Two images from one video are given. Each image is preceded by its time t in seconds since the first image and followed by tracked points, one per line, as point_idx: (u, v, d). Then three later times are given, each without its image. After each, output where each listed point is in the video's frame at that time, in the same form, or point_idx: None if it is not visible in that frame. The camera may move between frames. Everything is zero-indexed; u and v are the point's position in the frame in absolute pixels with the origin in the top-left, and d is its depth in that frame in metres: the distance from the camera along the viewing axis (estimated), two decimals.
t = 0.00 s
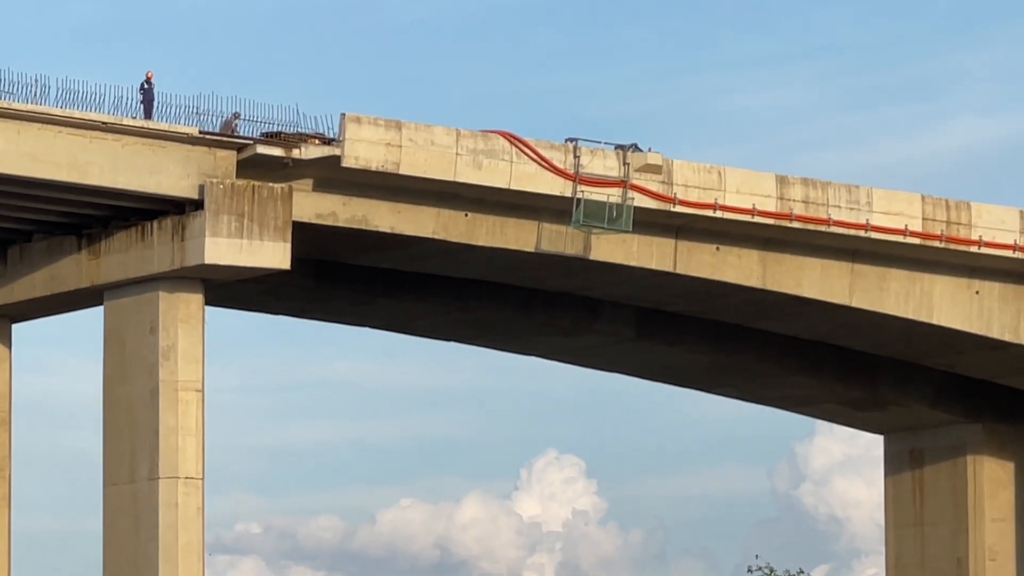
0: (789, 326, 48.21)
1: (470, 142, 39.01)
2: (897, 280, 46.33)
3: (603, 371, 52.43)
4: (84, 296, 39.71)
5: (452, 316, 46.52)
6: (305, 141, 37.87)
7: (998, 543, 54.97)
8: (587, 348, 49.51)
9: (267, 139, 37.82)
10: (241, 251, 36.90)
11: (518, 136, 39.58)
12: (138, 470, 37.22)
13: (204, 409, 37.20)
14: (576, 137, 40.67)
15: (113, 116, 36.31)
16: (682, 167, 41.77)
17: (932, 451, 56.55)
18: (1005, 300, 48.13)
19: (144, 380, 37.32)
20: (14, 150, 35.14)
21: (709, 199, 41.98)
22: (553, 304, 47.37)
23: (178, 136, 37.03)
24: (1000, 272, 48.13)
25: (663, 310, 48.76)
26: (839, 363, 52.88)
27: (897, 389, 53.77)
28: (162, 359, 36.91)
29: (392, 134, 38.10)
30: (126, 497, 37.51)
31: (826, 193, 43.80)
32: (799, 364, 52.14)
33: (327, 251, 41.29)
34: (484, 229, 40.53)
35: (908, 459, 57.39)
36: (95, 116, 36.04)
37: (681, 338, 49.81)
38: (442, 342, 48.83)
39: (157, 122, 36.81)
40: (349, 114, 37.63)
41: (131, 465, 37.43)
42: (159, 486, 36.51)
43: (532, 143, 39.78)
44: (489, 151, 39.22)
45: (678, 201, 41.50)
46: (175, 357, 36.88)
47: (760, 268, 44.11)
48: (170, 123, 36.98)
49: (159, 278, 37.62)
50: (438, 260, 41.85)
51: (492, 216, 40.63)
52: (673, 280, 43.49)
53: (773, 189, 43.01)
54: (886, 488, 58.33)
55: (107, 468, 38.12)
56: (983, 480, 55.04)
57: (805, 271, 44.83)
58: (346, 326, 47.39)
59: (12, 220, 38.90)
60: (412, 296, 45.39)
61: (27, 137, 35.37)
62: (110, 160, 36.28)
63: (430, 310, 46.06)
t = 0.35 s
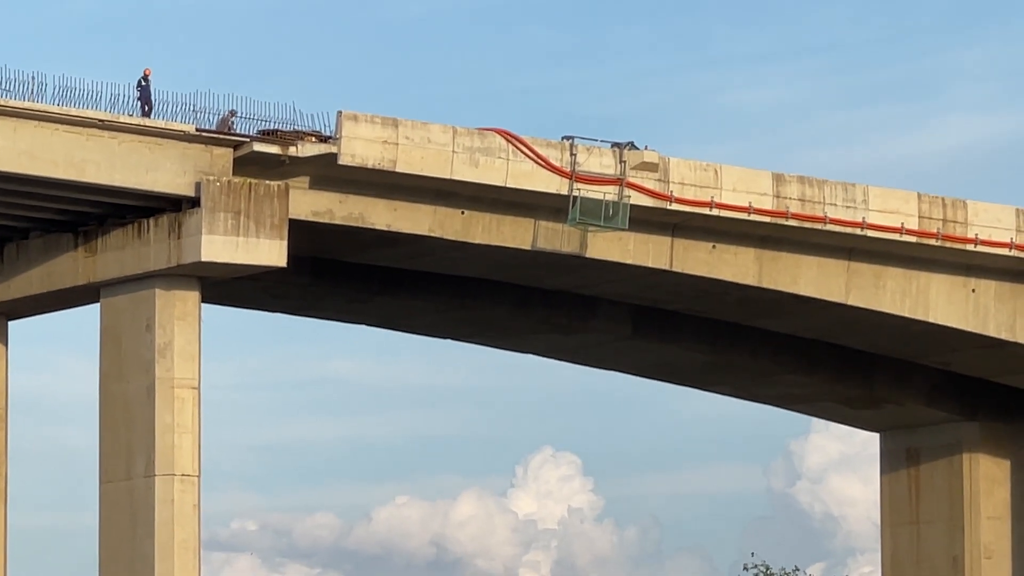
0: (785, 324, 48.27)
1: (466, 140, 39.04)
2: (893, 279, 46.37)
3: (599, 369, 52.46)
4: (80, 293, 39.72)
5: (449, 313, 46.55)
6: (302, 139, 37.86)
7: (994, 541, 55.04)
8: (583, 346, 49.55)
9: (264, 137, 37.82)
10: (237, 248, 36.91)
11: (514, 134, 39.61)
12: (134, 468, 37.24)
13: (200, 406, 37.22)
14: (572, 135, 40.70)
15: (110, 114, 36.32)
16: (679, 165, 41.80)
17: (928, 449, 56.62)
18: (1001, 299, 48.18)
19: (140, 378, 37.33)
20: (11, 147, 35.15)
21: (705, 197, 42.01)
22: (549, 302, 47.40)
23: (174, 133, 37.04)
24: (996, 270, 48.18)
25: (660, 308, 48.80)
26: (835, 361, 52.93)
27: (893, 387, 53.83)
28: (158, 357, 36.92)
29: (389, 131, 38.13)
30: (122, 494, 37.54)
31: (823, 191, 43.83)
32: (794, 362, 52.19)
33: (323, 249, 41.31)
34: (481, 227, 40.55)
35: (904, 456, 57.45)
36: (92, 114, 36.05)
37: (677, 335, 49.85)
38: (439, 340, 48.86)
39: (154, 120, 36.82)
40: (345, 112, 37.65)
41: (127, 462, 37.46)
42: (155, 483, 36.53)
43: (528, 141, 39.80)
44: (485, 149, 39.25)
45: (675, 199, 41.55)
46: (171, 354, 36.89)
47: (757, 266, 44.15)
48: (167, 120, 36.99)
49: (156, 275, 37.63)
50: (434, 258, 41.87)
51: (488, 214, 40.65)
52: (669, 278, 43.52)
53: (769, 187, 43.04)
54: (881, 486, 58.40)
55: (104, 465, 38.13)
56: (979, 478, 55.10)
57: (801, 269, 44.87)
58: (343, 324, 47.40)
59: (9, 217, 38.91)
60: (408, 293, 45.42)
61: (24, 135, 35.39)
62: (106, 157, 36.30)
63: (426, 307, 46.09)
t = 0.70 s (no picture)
0: (786, 322, 48.28)
1: (467, 138, 39.03)
2: (894, 277, 46.36)
3: (599, 367, 52.47)
4: (80, 291, 39.74)
5: (449, 311, 46.56)
6: (303, 137, 37.83)
7: (994, 539, 55.03)
8: (583, 344, 49.56)
9: (264, 135, 37.82)
10: (238, 246, 36.91)
11: (515, 133, 39.60)
12: (135, 465, 37.25)
13: (201, 404, 37.21)
14: (573, 133, 40.70)
15: (111, 111, 36.32)
16: (680, 163, 41.80)
17: (928, 448, 56.62)
18: (1002, 297, 48.17)
19: (141, 375, 37.33)
20: (12, 145, 35.16)
21: (706, 195, 42.00)
22: (550, 300, 47.42)
23: (175, 131, 37.05)
24: (997, 268, 48.16)
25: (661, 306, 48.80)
26: (836, 359, 52.93)
27: (893, 385, 53.83)
28: (159, 354, 36.92)
29: (389, 129, 38.13)
30: (122, 492, 37.55)
31: (823, 189, 43.82)
32: (795, 360, 52.19)
33: (324, 247, 41.32)
34: (482, 226, 40.55)
35: (904, 455, 57.46)
36: (92, 112, 36.06)
37: (678, 333, 49.87)
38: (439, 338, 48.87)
39: (154, 118, 36.82)
40: (346, 110, 37.65)
41: (128, 460, 37.46)
42: (156, 481, 36.53)
43: (529, 139, 39.80)
44: (487, 147, 39.25)
45: (675, 198, 41.55)
46: (172, 352, 36.89)
47: (758, 264, 44.14)
48: (167, 118, 36.99)
49: (156, 273, 37.63)
50: (435, 256, 41.88)
51: (489, 212, 40.65)
52: (670, 276, 43.53)
53: (770, 185, 43.03)
54: (882, 484, 58.40)
55: (104, 463, 38.14)
56: (980, 477, 55.09)
57: (802, 267, 44.87)
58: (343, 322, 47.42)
59: (10, 215, 38.92)
60: (408, 291, 45.43)
61: (25, 132, 35.40)
62: (107, 155, 36.30)
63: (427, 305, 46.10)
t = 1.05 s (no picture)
0: (792, 324, 48.20)
1: (473, 140, 38.99)
2: (900, 279, 46.28)
3: (606, 369, 52.40)
4: (86, 293, 39.71)
5: (455, 313, 46.51)
6: (309, 139, 37.80)
7: (1001, 541, 54.90)
8: (589, 346, 49.51)
9: (271, 136, 37.78)
10: (244, 248, 36.87)
11: (521, 135, 39.55)
12: (141, 468, 37.21)
13: (207, 406, 37.16)
14: (580, 135, 40.64)
15: (117, 113, 36.29)
16: (686, 165, 41.74)
17: (935, 450, 56.51)
18: (1008, 300, 48.07)
19: (147, 377, 37.29)
20: (18, 147, 35.14)
21: (712, 198, 41.94)
22: (557, 302, 47.37)
23: (181, 133, 37.01)
24: (1004, 271, 48.07)
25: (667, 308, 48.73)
26: (842, 361, 52.84)
27: (900, 387, 53.74)
28: (165, 356, 36.88)
29: (396, 131, 38.09)
30: (128, 494, 37.51)
31: (830, 191, 43.75)
32: (802, 362, 52.11)
33: (330, 249, 41.28)
34: (488, 228, 40.51)
35: (911, 457, 57.36)
36: (98, 113, 36.03)
37: (684, 335, 49.79)
38: (446, 340, 48.82)
39: (160, 120, 36.79)
40: (352, 112, 37.61)
41: (134, 462, 37.42)
42: (162, 483, 36.50)
43: (535, 141, 39.75)
44: (493, 149, 39.20)
45: (682, 200, 41.48)
46: (178, 354, 36.85)
47: (764, 266, 44.08)
48: (173, 120, 36.96)
49: (162, 275, 37.60)
50: (441, 258, 41.83)
51: (496, 214, 40.60)
52: (677, 278, 43.46)
53: (776, 187, 42.96)
54: (889, 486, 58.29)
55: (110, 465, 38.11)
56: (987, 479, 54.98)
57: (808, 269, 44.80)
58: (349, 324, 47.37)
59: (16, 217, 38.89)
60: (414, 293, 45.38)
61: (31, 134, 35.37)
62: (113, 157, 36.27)
63: (433, 307, 46.05)
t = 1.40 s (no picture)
0: (807, 324, 48.15)
1: (488, 140, 38.99)
2: (915, 279, 46.22)
3: (620, 369, 52.39)
4: (102, 293, 39.77)
5: (470, 313, 46.51)
6: (324, 139, 37.84)
7: (1016, 541, 54.80)
8: (604, 346, 49.50)
9: (286, 136, 37.82)
10: (259, 248, 36.91)
11: (536, 135, 39.55)
12: (156, 467, 37.26)
13: (222, 406, 37.20)
14: (594, 135, 40.64)
15: (132, 113, 36.34)
16: (701, 165, 41.71)
17: (950, 450, 56.43)
18: None
19: (162, 377, 37.35)
20: (33, 147, 35.20)
21: (727, 197, 41.91)
22: (571, 302, 47.38)
23: (196, 133, 37.06)
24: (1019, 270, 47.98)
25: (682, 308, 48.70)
26: (858, 361, 52.76)
27: (915, 387, 53.66)
28: (180, 356, 36.93)
29: (411, 131, 38.11)
30: (144, 494, 37.57)
31: (845, 191, 43.69)
32: (817, 362, 52.05)
33: (345, 249, 41.31)
34: (503, 227, 40.50)
35: (926, 456, 57.29)
36: (114, 114, 36.08)
37: (699, 335, 49.75)
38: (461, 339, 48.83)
39: (176, 119, 36.83)
40: (367, 112, 37.64)
41: (149, 462, 37.48)
42: (177, 483, 36.55)
43: (550, 141, 39.75)
44: (508, 148, 39.20)
45: (697, 199, 41.45)
46: (193, 354, 36.89)
47: (779, 266, 44.05)
48: (189, 120, 37.01)
49: (177, 275, 37.64)
50: (456, 258, 41.83)
51: (511, 213, 40.59)
52: (692, 278, 43.44)
53: (791, 186, 42.93)
54: (904, 486, 58.22)
55: (126, 465, 38.17)
56: (1002, 479, 54.89)
57: (823, 269, 44.75)
58: (364, 323, 47.39)
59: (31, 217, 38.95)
60: (429, 293, 45.40)
61: (46, 135, 35.43)
62: (128, 157, 36.31)
63: (447, 307, 46.06)
